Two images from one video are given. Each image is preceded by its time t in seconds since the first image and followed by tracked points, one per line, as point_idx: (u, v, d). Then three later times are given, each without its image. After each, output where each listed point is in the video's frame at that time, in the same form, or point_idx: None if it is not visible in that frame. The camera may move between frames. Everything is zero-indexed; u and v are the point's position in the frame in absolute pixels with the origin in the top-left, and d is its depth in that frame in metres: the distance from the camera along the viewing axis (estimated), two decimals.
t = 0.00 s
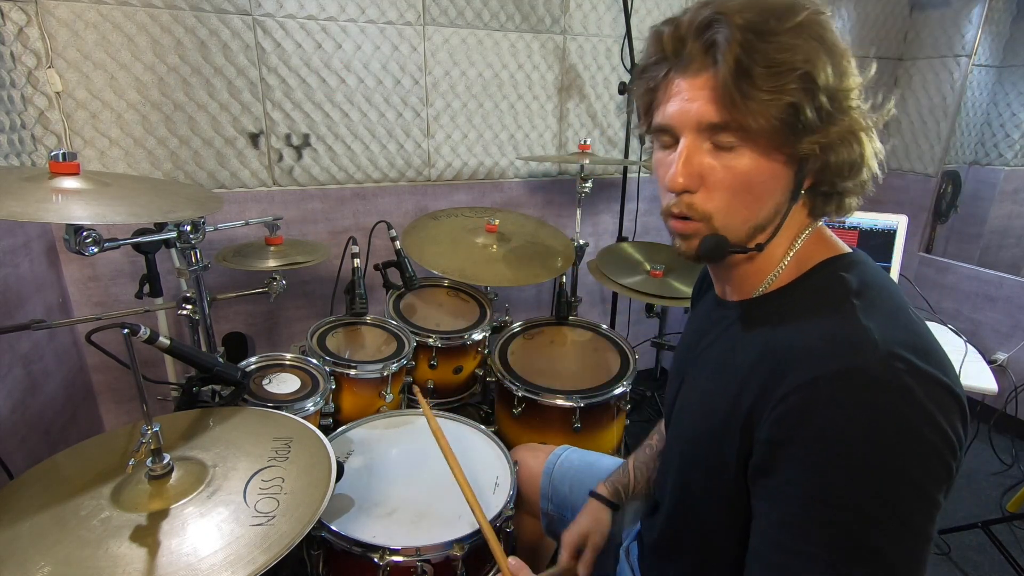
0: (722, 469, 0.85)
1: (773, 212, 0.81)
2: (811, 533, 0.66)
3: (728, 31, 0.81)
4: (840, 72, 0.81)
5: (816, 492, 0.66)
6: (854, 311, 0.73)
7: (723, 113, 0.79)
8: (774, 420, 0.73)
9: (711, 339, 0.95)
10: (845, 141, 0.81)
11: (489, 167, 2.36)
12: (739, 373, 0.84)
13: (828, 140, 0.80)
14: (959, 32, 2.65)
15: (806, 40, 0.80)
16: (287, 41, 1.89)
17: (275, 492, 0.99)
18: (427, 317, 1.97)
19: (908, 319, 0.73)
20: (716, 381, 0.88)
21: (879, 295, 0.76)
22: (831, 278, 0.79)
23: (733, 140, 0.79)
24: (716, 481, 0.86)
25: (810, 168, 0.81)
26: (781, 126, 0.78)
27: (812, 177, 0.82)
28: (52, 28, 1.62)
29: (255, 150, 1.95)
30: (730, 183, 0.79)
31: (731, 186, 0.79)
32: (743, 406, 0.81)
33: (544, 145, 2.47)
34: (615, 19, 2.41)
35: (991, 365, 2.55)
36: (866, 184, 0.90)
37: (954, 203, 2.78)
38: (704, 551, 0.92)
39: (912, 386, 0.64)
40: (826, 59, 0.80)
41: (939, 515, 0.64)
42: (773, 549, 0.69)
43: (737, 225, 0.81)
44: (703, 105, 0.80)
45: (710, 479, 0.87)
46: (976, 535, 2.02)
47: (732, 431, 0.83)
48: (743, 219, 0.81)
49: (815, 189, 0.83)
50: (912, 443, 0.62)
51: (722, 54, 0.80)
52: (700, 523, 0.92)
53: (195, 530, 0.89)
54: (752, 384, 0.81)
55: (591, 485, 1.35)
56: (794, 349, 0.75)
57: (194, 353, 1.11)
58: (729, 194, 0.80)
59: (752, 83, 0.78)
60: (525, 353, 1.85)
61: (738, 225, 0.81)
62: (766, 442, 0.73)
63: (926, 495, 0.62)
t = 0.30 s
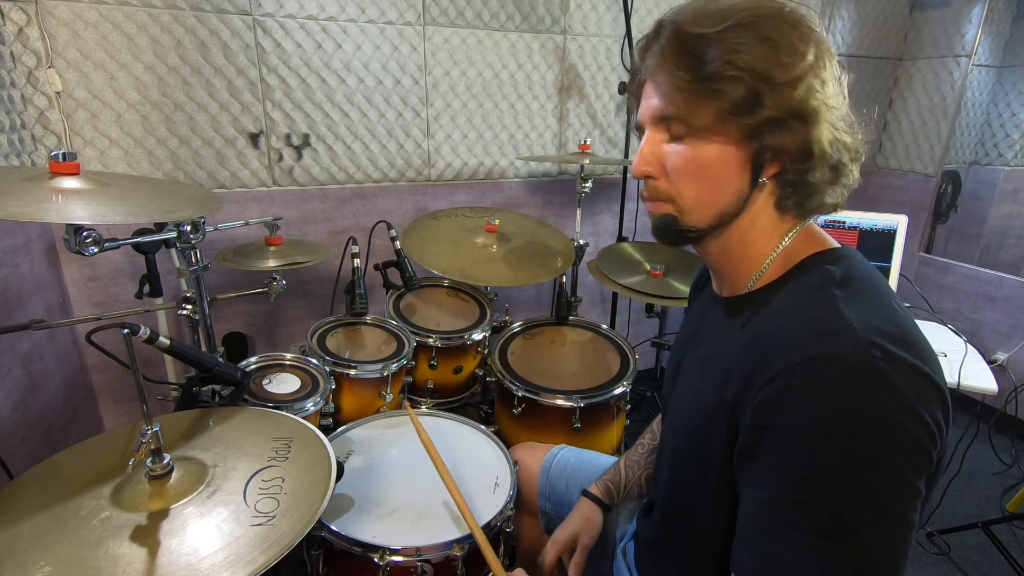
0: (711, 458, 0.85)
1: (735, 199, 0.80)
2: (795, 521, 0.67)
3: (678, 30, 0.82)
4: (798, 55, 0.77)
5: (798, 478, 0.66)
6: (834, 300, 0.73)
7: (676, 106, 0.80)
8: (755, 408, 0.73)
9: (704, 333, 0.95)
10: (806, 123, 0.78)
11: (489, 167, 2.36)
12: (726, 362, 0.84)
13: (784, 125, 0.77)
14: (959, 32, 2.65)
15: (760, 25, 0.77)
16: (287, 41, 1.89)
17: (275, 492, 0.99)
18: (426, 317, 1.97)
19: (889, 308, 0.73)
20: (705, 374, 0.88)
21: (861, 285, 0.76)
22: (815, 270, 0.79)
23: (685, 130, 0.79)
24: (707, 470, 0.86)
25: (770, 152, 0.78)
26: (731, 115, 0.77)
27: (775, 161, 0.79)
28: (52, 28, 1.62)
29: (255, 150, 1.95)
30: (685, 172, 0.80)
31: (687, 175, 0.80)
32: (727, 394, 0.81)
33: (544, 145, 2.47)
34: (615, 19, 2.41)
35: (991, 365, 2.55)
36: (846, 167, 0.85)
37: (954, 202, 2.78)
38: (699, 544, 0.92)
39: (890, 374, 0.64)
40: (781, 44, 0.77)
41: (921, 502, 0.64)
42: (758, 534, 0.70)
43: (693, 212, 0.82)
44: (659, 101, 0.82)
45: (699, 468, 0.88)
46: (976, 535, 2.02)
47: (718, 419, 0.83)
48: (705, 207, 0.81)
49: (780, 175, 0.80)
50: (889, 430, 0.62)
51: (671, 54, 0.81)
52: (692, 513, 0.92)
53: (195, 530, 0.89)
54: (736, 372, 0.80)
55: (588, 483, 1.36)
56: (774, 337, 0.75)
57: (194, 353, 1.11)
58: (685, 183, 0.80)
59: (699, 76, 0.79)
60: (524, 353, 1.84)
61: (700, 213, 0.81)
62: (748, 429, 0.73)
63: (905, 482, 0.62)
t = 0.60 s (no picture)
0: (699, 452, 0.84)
1: (701, 194, 0.87)
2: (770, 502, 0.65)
3: (659, 44, 0.90)
4: (759, 59, 0.79)
5: (767, 453, 0.65)
6: (804, 282, 0.74)
7: (650, 113, 0.89)
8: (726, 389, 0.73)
9: (694, 328, 0.95)
10: (766, 123, 0.79)
11: (489, 167, 2.36)
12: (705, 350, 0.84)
13: (736, 125, 0.80)
14: (959, 32, 2.65)
15: (721, 35, 0.81)
16: (287, 41, 1.89)
17: (274, 492, 0.98)
18: (426, 317, 1.97)
19: (860, 291, 0.74)
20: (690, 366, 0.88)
21: (835, 270, 0.77)
22: (793, 258, 0.79)
23: (656, 135, 0.89)
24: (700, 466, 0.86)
25: (729, 151, 0.82)
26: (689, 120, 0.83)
27: (734, 159, 0.82)
28: (52, 28, 1.62)
29: (255, 150, 1.95)
30: (657, 172, 0.89)
31: (658, 174, 0.89)
32: (704, 379, 0.81)
33: (545, 145, 2.47)
34: (614, 19, 2.41)
35: (991, 365, 2.55)
36: (826, 161, 0.84)
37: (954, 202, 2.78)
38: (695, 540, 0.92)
39: (853, 350, 0.65)
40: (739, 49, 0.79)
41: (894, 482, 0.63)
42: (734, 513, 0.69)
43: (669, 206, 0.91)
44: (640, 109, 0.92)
45: (692, 464, 0.87)
46: (976, 535, 2.02)
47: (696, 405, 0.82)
48: (676, 202, 0.89)
49: (743, 172, 0.83)
50: (854, 404, 0.63)
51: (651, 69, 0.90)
52: (688, 510, 0.92)
53: (195, 530, 0.89)
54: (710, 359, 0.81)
55: (588, 485, 1.36)
56: (747, 318, 0.76)
57: (194, 353, 1.11)
58: (660, 181, 0.90)
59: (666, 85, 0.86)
60: (524, 353, 1.84)
61: (672, 207, 0.90)
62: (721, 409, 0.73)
63: (875, 457, 0.62)
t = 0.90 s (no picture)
0: (698, 447, 0.85)
1: (714, 193, 0.86)
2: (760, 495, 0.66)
3: (670, 43, 0.88)
4: (779, 59, 0.79)
5: (764, 444, 0.66)
6: (803, 276, 0.74)
7: (661, 112, 0.88)
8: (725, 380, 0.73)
9: (694, 323, 0.96)
10: (784, 123, 0.79)
11: (489, 167, 2.36)
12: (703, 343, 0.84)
13: (753, 124, 0.80)
14: (959, 32, 2.65)
15: (738, 34, 0.80)
16: (287, 41, 1.89)
17: (275, 492, 0.99)
18: (427, 317, 1.97)
19: (859, 286, 0.74)
20: (687, 360, 0.89)
21: (836, 265, 0.77)
22: (794, 254, 0.79)
23: (667, 134, 0.87)
24: (699, 463, 0.86)
25: (745, 150, 0.82)
26: (704, 119, 0.83)
27: (749, 159, 0.82)
28: (52, 28, 1.62)
29: (255, 150, 1.95)
30: (668, 171, 0.88)
31: (669, 173, 0.88)
32: (703, 371, 0.82)
33: (544, 145, 2.47)
34: (614, 19, 2.41)
35: (991, 365, 2.55)
36: (840, 162, 0.86)
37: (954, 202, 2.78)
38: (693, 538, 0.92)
39: (849, 343, 0.65)
40: (757, 50, 0.79)
41: (886, 474, 0.64)
42: (728, 502, 0.69)
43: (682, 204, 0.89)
44: (650, 108, 0.90)
45: (690, 461, 0.87)
46: (976, 535, 2.02)
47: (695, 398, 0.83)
48: (687, 201, 0.88)
49: (758, 171, 0.83)
50: (849, 396, 0.63)
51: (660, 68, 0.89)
52: (687, 509, 0.92)
53: (195, 530, 0.89)
54: (709, 353, 0.81)
55: (589, 482, 1.35)
56: (746, 311, 0.76)
57: (194, 354, 1.11)
58: (671, 180, 0.88)
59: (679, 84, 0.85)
60: (524, 353, 1.84)
61: (683, 206, 0.89)
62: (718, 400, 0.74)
63: (867, 448, 0.63)
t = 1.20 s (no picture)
0: (700, 446, 0.86)
1: (765, 194, 0.82)
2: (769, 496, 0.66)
3: (712, 32, 0.83)
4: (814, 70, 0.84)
5: (778, 446, 0.66)
6: (820, 278, 0.74)
7: (712, 103, 0.81)
8: (741, 381, 0.73)
9: (697, 320, 0.96)
10: (826, 129, 0.84)
11: (489, 167, 2.36)
12: (713, 342, 0.85)
13: (814, 130, 0.83)
14: (959, 32, 2.65)
15: (783, 37, 0.83)
16: (287, 41, 1.89)
17: (274, 492, 0.99)
18: (427, 317, 1.97)
19: (874, 288, 0.74)
20: (692, 360, 0.89)
21: (848, 268, 0.77)
22: (806, 255, 0.79)
23: (721, 127, 0.81)
24: (700, 461, 0.86)
25: (795, 152, 0.83)
26: (764, 114, 0.80)
27: (798, 165, 0.84)
28: (52, 28, 1.62)
29: (255, 150, 1.95)
30: (723, 172, 0.80)
31: (726, 169, 0.80)
32: (714, 370, 0.82)
33: (544, 145, 2.47)
34: (614, 19, 2.41)
35: (991, 365, 2.55)
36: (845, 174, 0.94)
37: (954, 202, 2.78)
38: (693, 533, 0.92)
39: (873, 346, 0.65)
40: (802, 57, 0.83)
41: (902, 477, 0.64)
42: (740, 502, 0.70)
43: (735, 208, 0.82)
44: (692, 98, 0.82)
45: (693, 460, 0.87)
46: (976, 535, 2.02)
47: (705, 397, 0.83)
48: (736, 203, 0.82)
49: (799, 174, 0.85)
50: (870, 400, 0.63)
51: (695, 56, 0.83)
52: (688, 507, 0.92)
53: (195, 531, 0.89)
54: (718, 352, 0.82)
55: (589, 483, 1.35)
56: (760, 313, 0.76)
57: (194, 353, 1.11)
58: (723, 177, 0.80)
59: (733, 76, 0.81)
60: (524, 353, 1.84)
61: (733, 208, 0.82)
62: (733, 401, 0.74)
63: (885, 453, 0.62)
